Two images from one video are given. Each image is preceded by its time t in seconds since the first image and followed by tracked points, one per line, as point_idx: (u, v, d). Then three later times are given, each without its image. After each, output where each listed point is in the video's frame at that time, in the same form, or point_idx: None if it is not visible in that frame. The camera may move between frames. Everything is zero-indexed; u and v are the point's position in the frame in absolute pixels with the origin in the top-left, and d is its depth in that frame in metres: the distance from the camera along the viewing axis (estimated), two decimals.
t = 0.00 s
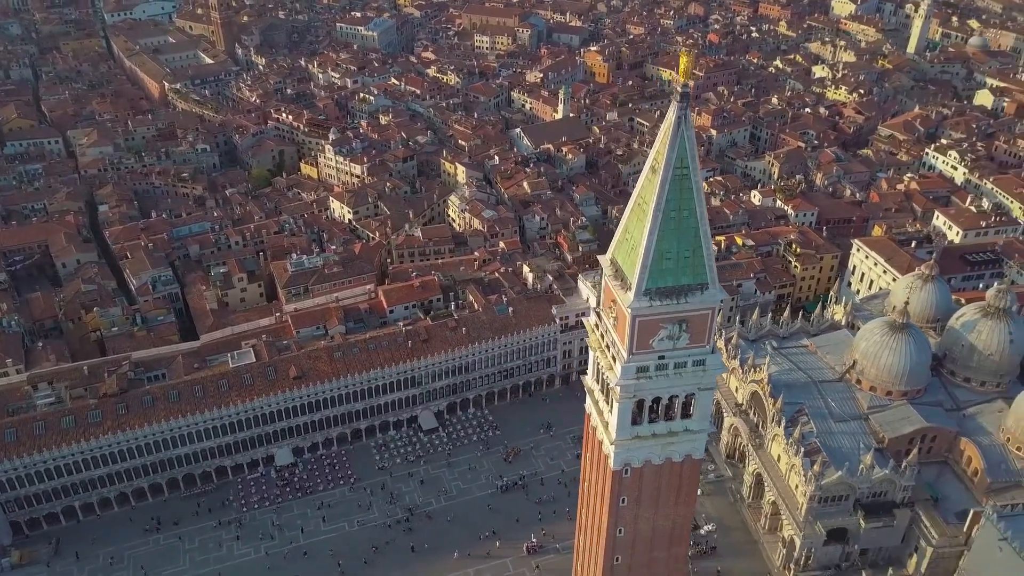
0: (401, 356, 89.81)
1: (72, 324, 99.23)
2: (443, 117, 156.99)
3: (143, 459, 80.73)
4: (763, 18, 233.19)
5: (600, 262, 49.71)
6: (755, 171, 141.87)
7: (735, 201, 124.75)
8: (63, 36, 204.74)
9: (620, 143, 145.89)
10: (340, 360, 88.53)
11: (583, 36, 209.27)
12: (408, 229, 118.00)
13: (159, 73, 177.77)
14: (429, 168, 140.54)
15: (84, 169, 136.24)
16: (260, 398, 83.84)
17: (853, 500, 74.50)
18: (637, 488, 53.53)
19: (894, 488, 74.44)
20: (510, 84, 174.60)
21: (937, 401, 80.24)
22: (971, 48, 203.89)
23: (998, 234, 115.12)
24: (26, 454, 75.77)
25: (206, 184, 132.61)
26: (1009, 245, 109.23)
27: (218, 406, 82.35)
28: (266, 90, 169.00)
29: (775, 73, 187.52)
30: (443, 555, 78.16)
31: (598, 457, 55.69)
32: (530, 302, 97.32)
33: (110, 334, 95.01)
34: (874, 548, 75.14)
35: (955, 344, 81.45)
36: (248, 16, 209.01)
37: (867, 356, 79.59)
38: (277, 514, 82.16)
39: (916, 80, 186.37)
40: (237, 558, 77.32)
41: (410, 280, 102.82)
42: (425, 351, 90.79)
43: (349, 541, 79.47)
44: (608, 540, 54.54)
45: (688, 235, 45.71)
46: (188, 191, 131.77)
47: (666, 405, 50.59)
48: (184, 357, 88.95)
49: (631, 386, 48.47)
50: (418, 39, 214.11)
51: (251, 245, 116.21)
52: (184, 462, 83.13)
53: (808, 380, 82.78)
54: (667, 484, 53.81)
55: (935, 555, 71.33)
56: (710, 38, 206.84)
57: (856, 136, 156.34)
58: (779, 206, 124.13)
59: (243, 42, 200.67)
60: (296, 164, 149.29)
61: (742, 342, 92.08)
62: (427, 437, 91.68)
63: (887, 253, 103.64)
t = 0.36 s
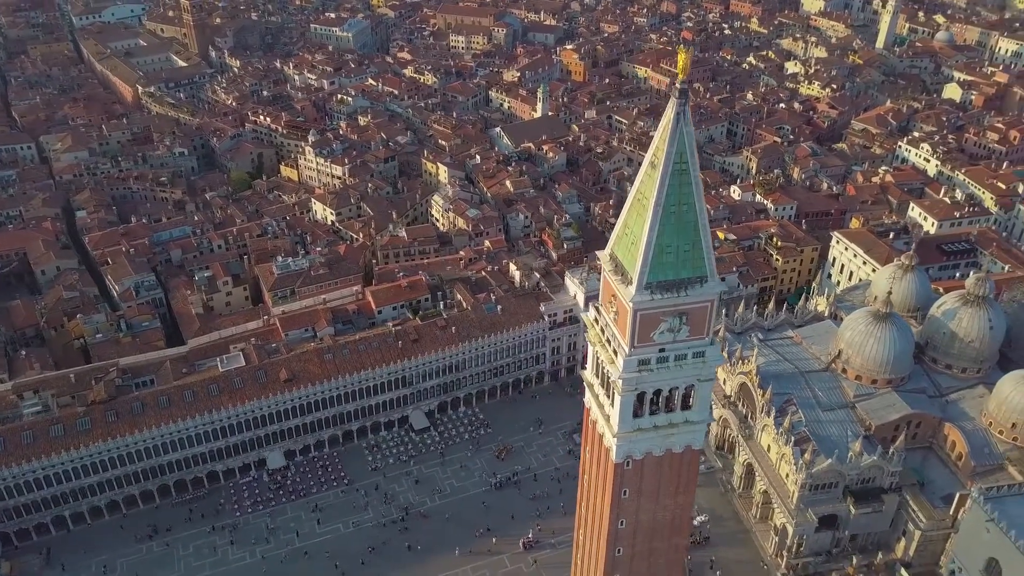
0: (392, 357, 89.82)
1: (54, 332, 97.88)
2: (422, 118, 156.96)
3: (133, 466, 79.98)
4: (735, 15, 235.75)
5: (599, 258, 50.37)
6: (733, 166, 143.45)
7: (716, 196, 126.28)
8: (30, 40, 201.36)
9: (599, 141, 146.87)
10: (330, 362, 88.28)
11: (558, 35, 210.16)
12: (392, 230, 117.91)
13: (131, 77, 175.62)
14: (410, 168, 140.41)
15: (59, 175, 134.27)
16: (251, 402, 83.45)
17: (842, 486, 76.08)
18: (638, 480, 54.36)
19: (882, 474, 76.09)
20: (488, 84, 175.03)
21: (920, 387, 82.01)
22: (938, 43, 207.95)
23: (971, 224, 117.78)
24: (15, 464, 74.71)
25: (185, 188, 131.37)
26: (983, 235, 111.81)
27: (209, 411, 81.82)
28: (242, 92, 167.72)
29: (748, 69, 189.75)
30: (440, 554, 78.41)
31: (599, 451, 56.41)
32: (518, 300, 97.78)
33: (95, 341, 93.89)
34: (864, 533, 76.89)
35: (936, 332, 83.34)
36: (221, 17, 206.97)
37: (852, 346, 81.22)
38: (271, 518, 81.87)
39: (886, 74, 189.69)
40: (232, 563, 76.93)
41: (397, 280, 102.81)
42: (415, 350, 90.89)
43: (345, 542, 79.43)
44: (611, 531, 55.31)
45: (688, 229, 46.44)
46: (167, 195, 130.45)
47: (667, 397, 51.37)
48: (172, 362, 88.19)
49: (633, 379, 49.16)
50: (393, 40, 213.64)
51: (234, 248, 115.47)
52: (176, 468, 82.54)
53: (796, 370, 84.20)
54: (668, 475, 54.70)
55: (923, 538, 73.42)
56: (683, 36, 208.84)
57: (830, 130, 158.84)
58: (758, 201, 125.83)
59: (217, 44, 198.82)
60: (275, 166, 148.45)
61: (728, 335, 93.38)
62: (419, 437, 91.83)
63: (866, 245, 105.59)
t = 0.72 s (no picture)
0: (383, 357, 89.83)
1: (37, 340, 96.52)
2: (401, 118, 156.75)
3: (125, 474, 79.27)
4: (707, 12, 238.10)
5: (599, 254, 51.00)
6: (711, 162, 144.89)
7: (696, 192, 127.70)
8: None
9: (579, 138, 147.69)
10: (321, 364, 88.04)
11: (534, 33, 210.74)
12: (377, 231, 117.75)
13: (104, 80, 173.19)
14: (391, 168, 140.17)
15: (34, 181, 132.15)
16: (243, 406, 83.05)
17: (832, 474, 77.57)
18: (639, 472, 55.18)
19: (870, 461, 77.72)
20: (465, 84, 175.27)
21: (904, 375, 83.83)
22: (907, 38, 211.70)
23: (946, 215, 120.30)
24: (5, 474, 73.72)
25: (164, 192, 129.97)
26: (958, 225, 114.27)
27: (201, 416, 81.29)
28: (218, 95, 166.21)
29: (723, 65, 191.84)
30: (437, 552, 78.65)
31: (599, 444, 57.10)
32: (506, 298, 98.19)
33: (80, 349, 92.84)
34: (853, 519, 78.55)
35: (919, 320, 85.16)
36: (193, 19, 204.72)
37: (838, 336, 82.81)
38: (266, 521, 81.57)
39: (857, 69, 192.75)
40: (228, 568, 76.57)
41: (385, 280, 102.77)
42: (406, 350, 90.96)
43: (341, 543, 79.41)
44: (613, 524, 56.11)
45: (687, 224, 47.19)
46: (145, 200, 129.00)
47: (667, 389, 52.15)
48: (160, 368, 87.38)
49: (635, 373, 49.83)
50: (368, 40, 212.93)
51: (217, 252, 114.64)
52: (168, 474, 81.93)
53: (783, 361, 85.58)
54: (668, 467, 55.59)
55: (911, 522, 75.49)
56: (658, 33, 210.57)
57: (805, 125, 161.15)
58: (738, 195, 127.40)
59: (189, 46, 196.64)
60: (254, 169, 147.46)
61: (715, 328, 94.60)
62: (411, 437, 91.93)
63: (846, 237, 107.47)
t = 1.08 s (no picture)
0: (375, 358, 89.81)
1: (21, 349, 94.80)
2: (382, 119, 156.47)
3: (118, 481, 78.55)
4: (681, 11, 240.20)
5: (599, 250, 51.64)
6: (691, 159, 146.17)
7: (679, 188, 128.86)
8: None
9: (561, 137, 148.45)
10: (314, 366, 87.80)
11: (511, 33, 211.16)
12: (363, 233, 117.57)
13: (78, 85, 170.91)
14: (374, 169, 139.93)
15: (10, 187, 130.11)
16: (236, 410, 82.63)
17: (823, 464, 78.90)
18: (641, 466, 55.90)
19: (860, 449, 79.14)
20: (445, 84, 175.40)
21: (890, 365, 85.51)
22: (878, 34, 215.12)
23: (923, 207, 122.68)
24: None
25: (145, 198, 128.67)
26: (935, 217, 116.56)
27: (194, 422, 80.77)
28: (195, 98, 164.76)
29: (699, 63, 193.63)
30: (435, 552, 78.86)
31: (601, 438, 57.68)
32: (496, 297, 98.59)
33: (66, 356, 91.73)
34: (845, 507, 79.96)
35: (903, 311, 86.87)
36: (167, 22, 202.62)
37: (825, 328, 84.23)
38: (262, 525, 81.27)
39: (831, 65, 195.47)
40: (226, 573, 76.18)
41: (373, 282, 102.74)
42: (398, 351, 90.98)
43: (339, 545, 79.36)
44: (616, 517, 56.79)
45: (687, 220, 47.92)
46: (126, 206, 127.59)
47: (668, 383, 52.92)
48: (150, 374, 86.59)
49: (637, 367, 50.49)
50: (345, 42, 212.09)
51: (201, 257, 113.80)
52: (161, 481, 81.33)
53: (772, 354, 86.80)
54: (670, 459, 56.41)
55: (901, 509, 77.10)
56: (634, 32, 211.97)
57: (782, 121, 163.22)
58: (720, 191, 128.82)
59: (164, 50, 194.68)
60: (235, 172, 146.46)
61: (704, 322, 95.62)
62: (405, 437, 92.02)
63: (828, 230, 109.21)
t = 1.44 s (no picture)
0: (367, 360, 89.75)
1: (5, 356, 92.68)
2: (363, 120, 156.10)
3: (111, 489, 77.82)
4: (656, 9, 241.81)
5: (600, 247, 52.31)
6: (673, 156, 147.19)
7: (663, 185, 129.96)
8: None
9: (543, 137, 149.07)
10: (306, 369, 87.57)
11: (489, 33, 211.44)
12: (349, 234, 117.34)
13: (51, 90, 168.35)
14: (357, 171, 139.56)
15: None
16: (229, 415, 82.19)
17: (814, 453, 80.26)
18: (643, 459, 56.72)
19: (850, 438, 80.64)
20: (424, 84, 175.36)
21: (876, 355, 87.14)
22: (850, 30, 218.23)
23: (901, 200, 124.94)
24: None
25: (125, 203, 127.28)
26: (913, 210, 118.78)
27: (187, 427, 80.22)
28: (172, 102, 163.13)
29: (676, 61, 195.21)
30: (433, 551, 79.04)
31: (602, 432, 58.32)
32: (486, 296, 98.95)
33: (53, 365, 90.58)
34: (835, 496, 81.45)
35: (887, 302, 88.54)
36: (141, 25, 200.28)
37: (813, 320, 85.61)
38: (259, 529, 80.93)
39: (805, 61, 198.08)
40: None
41: (362, 283, 102.63)
42: (390, 352, 90.99)
43: (338, 547, 79.28)
44: (619, 510, 57.50)
45: (688, 215, 48.66)
46: (106, 211, 126.08)
47: (670, 377, 53.61)
48: (140, 380, 85.81)
49: (640, 361, 51.19)
50: (322, 43, 211.10)
51: (186, 261, 112.88)
52: (155, 488, 80.66)
53: (761, 346, 88.06)
54: (672, 451, 57.24)
55: (891, 496, 78.77)
56: (611, 31, 213.10)
57: (760, 117, 165.17)
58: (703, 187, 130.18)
59: (139, 53, 192.43)
60: (215, 176, 145.27)
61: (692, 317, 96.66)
62: (398, 438, 92.05)
63: (810, 224, 110.88)
